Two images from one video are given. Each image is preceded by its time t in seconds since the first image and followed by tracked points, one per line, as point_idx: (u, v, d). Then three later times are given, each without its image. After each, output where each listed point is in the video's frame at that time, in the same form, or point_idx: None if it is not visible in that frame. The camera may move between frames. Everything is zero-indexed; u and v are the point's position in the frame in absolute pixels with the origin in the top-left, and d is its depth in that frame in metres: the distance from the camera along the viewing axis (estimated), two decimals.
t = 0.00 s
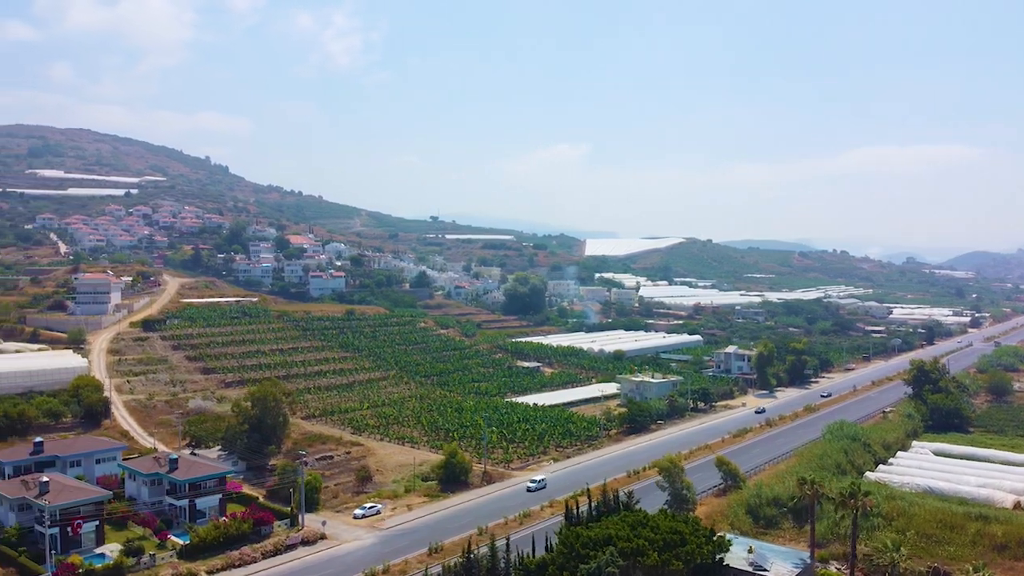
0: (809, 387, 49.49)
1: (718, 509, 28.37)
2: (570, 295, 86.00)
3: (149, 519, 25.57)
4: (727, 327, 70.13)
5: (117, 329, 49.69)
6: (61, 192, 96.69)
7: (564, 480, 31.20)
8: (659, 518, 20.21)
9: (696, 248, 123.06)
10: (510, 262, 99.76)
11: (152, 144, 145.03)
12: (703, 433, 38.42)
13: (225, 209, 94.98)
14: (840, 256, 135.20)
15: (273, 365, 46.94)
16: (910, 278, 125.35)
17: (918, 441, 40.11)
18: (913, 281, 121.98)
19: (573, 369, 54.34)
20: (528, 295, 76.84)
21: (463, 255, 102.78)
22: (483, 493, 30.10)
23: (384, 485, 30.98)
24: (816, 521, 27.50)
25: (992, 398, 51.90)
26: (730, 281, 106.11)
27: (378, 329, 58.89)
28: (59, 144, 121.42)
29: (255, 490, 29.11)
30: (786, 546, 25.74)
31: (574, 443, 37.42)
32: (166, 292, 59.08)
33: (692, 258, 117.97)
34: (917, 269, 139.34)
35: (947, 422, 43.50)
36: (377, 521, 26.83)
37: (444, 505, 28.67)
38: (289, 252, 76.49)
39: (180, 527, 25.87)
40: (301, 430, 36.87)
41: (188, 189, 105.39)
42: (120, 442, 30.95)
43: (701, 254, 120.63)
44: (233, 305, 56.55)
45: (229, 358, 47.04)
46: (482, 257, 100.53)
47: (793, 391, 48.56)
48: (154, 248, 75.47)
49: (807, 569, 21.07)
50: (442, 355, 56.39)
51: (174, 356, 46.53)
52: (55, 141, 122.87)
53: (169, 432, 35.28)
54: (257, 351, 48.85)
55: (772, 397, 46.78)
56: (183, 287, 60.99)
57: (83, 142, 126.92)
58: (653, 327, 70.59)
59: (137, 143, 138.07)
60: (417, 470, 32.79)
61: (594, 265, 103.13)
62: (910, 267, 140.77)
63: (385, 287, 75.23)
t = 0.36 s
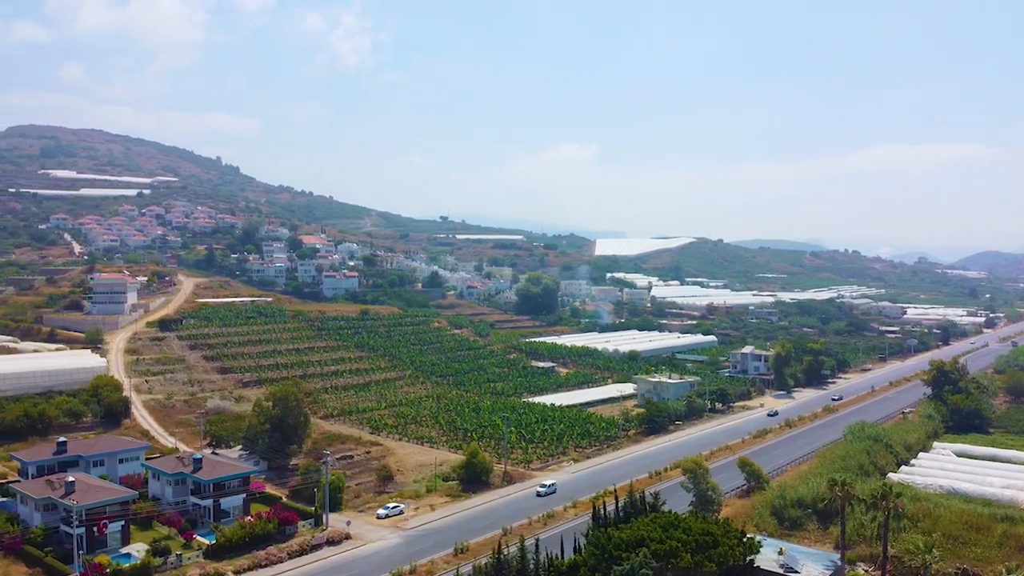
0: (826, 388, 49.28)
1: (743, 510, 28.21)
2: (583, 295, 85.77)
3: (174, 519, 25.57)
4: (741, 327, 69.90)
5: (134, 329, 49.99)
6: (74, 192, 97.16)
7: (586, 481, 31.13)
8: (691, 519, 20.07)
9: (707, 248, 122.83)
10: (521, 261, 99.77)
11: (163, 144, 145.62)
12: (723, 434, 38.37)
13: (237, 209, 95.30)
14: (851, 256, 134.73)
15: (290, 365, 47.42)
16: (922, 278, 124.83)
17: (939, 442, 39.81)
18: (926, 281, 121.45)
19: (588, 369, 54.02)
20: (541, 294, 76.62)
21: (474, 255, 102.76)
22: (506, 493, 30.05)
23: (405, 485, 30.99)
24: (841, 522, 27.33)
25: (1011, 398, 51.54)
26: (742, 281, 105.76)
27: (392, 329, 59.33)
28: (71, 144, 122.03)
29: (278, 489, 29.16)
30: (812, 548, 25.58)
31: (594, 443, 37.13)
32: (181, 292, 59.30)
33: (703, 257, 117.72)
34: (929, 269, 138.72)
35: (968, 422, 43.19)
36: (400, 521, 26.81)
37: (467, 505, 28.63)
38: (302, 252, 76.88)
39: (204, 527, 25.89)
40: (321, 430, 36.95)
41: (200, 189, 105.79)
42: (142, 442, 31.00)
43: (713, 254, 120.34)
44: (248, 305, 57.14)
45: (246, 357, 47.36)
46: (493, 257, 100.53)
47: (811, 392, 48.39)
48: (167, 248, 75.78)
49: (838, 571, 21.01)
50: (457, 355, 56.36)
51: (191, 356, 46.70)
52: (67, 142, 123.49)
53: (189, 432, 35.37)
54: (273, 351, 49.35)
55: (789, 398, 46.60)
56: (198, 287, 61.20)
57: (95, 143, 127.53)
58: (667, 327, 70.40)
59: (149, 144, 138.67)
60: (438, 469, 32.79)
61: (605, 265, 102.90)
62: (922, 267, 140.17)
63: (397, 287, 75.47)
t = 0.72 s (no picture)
0: (844, 389, 49.03)
1: (767, 511, 28.03)
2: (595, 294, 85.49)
3: (199, 518, 25.58)
4: (755, 328, 69.62)
5: (152, 328, 50.32)
6: (87, 192, 97.59)
7: (609, 482, 31.01)
8: (723, 522, 19.92)
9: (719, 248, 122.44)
10: (532, 261, 99.66)
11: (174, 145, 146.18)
12: (742, 434, 38.27)
13: (249, 209, 95.57)
14: (864, 255, 134.08)
15: (307, 364, 47.98)
16: (935, 278, 124.15)
17: (961, 443, 39.46)
18: (939, 281, 120.80)
19: (604, 369, 53.76)
20: (554, 294, 76.33)
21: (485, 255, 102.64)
22: (528, 493, 29.98)
23: (426, 485, 30.96)
24: (864, 524, 27.17)
25: None
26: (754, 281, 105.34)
27: (406, 328, 59.72)
28: (84, 145, 122.61)
29: (301, 489, 29.18)
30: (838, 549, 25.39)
31: (614, 444, 36.78)
32: (197, 292, 59.47)
33: (714, 257, 117.36)
34: (942, 268, 137.95)
35: (989, 423, 42.79)
36: (424, 521, 26.78)
37: (489, 506, 28.57)
38: (315, 252, 77.21)
39: (229, 527, 25.90)
40: (340, 430, 37.00)
41: (212, 189, 106.09)
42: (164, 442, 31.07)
43: (724, 253, 119.95)
44: (263, 304, 57.87)
45: (263, 357, 47.72)
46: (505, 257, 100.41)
47: (828, 392, 48.19)
48: (181, 249, 76.04)
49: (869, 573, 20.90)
50: (471, 355, 56.26)
51: (208, 356, 46.91)
52: (79, 142, 124.07)
53: (209, 432, 35.43)
54: (289, 350, 49.87)
55: (807, 399, 46.37)
56: (213, 287, 61.41)
57: (107, 143, 128.08)
58: (681, 327, 70.17)
59: (161, 144, 139.23)
60: (458, 470, 32.75)
61: (617, 265, 102.61)
62: (935, 267, 139.40)
63: (410, 287, 75.56)
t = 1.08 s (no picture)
0: (862, 389, 48.77)
1: (792, 512, 27.87)
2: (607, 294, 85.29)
3: (224, 518, 25.59)
4: (769, 328, 69.37)
5: (168, 328, 50.50)
6: (100, 193, 97.98)
7: (630, 481, 30.89)
8: (755, 524, 19.78)
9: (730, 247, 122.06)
10: (543, 261, 99.56)
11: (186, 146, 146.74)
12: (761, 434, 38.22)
13: (261, 209, 95.82)
14: (876, 255, 133.45)
15: (324, 364, 47.96)
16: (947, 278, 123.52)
17: (983, 443, 39.14)
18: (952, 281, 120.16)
19: (619, 369, 53.61)
20: (566, 294, 76.13)
21: (496, 255, 102.54)
22: (550, 493, 29.91)
23: (448, 485, 30.94)
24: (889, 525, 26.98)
25: None
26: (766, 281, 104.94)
27: (421, 328, 59.65)
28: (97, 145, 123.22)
29: (323, 489, 29.21)
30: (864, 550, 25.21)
31: (634, 444, 36.49)
32: (212, 292, 59.63)
33: (725, 257, 117.03)
34: (954, 268, 137.25)
35: (1010, 424, 42.39)
36: (448, 521, 26.74)
37: (511, 506, 28.53)
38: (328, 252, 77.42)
39: (254, 527, 25.92)
40: (359, 430, 37.06)
41: (223, 189, 106.35)
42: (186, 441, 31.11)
43: (735, 253, 119.61)
44: (279, 304, 58.02)
45: (280, 357, 47.94)
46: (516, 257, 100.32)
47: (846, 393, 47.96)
48: (195, 249, 76.28)
49: None
50: (486, 355, 56.20)
51: (225, 355, 47.07)
52: (92, 143, 124.67)
53: (229, 432, 35.47)
54: (306, 350, 50.07)
55: (825, 399, 46.20)
56: (228, 287, 61.61)
57: (120, 143, 128.68)
58: (695, 327, 69.95)
59: (173, 144, 139.78)
60: (479, 469, 32.71)
61: (628, 265, 102.33)
62: (947, 266, 138.69)
63: (423, 287, 75.60)
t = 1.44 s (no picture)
0: (884, 390, 48.47)
1: (823, 514, 27.66)
2: (622, 294, 85.11)
3: (254, 518, 25.61)
4: (786, 328, 69.08)
5: (189, 328, 50.69)
6: (116, 193, 98.47)
7: (656, 482, 30.74)
8: (795, 526, 19.58)
9: (743, 247, 121.63)
10: (557, 260, 99.47)
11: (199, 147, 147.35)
12: (785, 434, 38.09)
13: (276, 210, 96.07)
14: (890, 254, 132.72)
15: (343, 364, 48.00)
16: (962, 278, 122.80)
17: (1010, 444, 38.74)
18: (967, 281, 119.44)
19: (638, 369, 53.49)
20: (582, 294, 75.93)
21: (510, 255, 102.47)
22: (577, 493, 29.79)
23: (473, 485, 30.88)
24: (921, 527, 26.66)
25: None
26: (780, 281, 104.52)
27: (439, 328, 59.67)
28: (111, 146, 123.87)
29: (350, 489, 29.22)
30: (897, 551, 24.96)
31: (658, 445, 36.25)
32: (230, 292, 59.84)
33: (739, 256, 116.63)
34: (969, 268, 136.44)
35: None
36: (477, 521, 26.69)
37: (539, 506, 28.44)
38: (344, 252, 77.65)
39: (284, 526, 25.92)
40: (382, 429, 37.09)
41: (237, 190, 106.72)
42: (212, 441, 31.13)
43: (749, 253, 119.17)
44: (297, 304, 58.15)
45: (300, 356, 48.09)
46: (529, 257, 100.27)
47: (869, 394, 47.60)
48: (211, 249, 76.56)
49: None
50: (504, 355, 56.16)
51: (246, 355, 47.19)
52: (106, 143, 125.30)
53: (253, 431, 35.51)
54: (326, 349, 50.19)
55: (847, 400, 45.91)
56: (246, 287, 61.81)
57: (134, 144, 129.37)
58: (711, 327, 69.74)
59: (186, 145, 140.37)
60: (503, 470, 32.64)
61: (642, 264, 102.07)
62: (962, 267, 137.86)
63: (438, 287, 75.62)
